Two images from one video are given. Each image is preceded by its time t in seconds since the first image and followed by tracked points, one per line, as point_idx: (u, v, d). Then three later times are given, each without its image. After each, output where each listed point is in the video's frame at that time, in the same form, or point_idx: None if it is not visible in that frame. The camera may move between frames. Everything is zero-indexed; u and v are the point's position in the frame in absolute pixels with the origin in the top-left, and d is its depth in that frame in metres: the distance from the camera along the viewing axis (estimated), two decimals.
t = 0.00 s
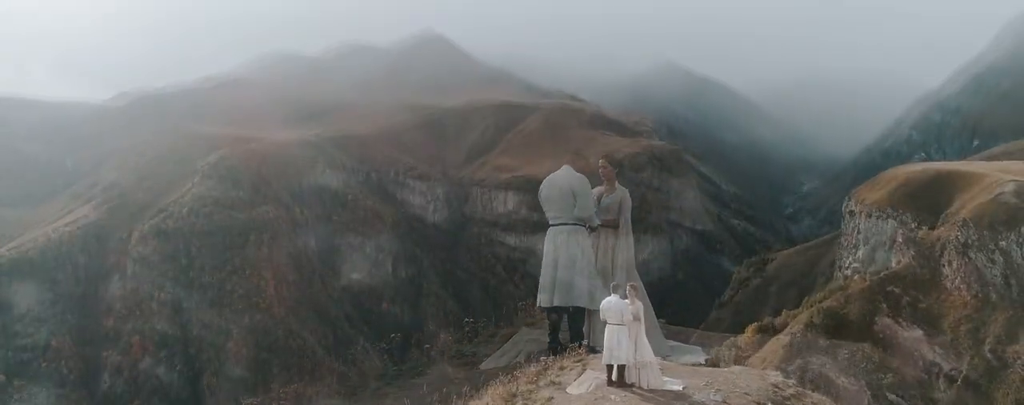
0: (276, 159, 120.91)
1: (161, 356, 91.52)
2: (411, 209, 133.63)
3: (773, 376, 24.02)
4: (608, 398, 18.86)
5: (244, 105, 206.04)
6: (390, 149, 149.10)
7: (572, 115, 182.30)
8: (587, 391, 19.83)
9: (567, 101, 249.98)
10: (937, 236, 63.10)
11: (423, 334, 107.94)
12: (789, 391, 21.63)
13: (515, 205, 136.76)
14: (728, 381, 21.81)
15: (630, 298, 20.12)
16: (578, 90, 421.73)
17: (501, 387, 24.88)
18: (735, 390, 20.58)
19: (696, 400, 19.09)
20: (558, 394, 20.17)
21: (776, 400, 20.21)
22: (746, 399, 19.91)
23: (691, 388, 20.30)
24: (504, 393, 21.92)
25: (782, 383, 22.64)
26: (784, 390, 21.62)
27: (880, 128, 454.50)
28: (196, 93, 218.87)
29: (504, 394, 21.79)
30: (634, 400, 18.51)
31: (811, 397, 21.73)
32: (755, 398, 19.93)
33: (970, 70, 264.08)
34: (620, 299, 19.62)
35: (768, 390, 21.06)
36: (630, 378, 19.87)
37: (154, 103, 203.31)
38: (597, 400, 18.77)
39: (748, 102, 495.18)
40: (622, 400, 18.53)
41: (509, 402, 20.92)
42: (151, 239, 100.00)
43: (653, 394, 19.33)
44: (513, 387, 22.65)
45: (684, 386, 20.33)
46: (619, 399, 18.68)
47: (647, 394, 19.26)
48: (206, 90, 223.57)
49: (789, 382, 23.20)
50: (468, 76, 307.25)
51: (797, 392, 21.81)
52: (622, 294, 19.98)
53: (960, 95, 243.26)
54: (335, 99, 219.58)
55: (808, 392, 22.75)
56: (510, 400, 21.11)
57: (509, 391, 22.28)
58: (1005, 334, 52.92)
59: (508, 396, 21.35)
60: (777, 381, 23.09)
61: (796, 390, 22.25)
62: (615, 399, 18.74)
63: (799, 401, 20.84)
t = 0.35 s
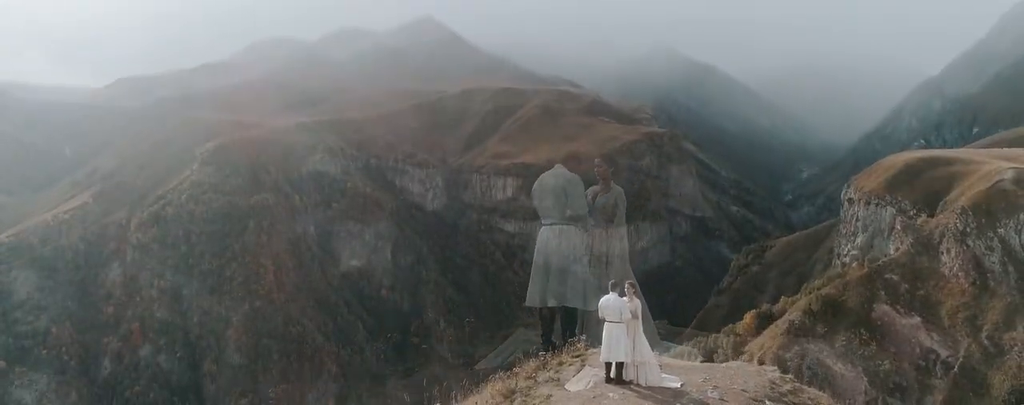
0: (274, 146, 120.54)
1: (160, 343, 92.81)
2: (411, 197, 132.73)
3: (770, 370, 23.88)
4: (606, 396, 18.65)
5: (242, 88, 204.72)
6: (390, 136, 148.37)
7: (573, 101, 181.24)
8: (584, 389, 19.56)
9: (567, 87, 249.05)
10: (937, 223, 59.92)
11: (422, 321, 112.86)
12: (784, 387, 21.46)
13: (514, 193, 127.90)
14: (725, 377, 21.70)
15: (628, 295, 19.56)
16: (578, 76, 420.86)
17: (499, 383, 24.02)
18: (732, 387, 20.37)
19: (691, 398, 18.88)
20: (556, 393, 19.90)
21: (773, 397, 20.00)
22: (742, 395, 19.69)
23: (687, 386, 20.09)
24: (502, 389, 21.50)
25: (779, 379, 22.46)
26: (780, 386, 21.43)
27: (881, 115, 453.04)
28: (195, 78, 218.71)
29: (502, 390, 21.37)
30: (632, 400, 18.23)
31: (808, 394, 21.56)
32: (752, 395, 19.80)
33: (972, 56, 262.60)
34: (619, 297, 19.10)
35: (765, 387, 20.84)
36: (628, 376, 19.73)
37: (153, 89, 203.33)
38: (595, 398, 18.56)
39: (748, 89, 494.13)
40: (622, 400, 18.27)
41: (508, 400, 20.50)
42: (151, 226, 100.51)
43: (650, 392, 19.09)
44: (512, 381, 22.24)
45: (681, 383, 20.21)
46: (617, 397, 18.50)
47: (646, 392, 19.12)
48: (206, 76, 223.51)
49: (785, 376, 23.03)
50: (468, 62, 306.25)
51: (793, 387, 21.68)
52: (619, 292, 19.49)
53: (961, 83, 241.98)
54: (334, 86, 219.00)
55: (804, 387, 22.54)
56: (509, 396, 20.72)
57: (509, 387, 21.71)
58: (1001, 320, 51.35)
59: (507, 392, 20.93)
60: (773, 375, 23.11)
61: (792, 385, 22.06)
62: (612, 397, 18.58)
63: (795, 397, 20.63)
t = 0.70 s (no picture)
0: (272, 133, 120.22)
1: (161, 330, 93.33)
2: (410, 185, 131.78)
3: (768, 365, 23.49)
4: (604, 394, 18.52)
5: (241, 76, 204.34)
6: (389, 123, 147.90)
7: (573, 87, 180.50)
8: (582, 387, 19.42)
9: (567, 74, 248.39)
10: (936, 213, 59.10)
11: (422, 307, 113.22)
12: (783, 382, 21.08)
13: (513, 180, 131.74)
14: (721, 372, 21.35)
15: (626, 293, 19.81)
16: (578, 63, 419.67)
17: (496, 378, 23.75)
18: (731, 383, 20.09)
19: (689, 396, 18.64)
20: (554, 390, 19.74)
21: (770, 393, 19.58)
22: (740, 391, 19.38)
23: (684, 383, 19.89)
24: (499, 384, 21.22)
25: (777, 373, 22.03)
26: (778, 381, 21.00)
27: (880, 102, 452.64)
28: (193, 64, 217.95)
29: (501, 386, 21.02)
30: (629, 398, 18.04)
31: (807, 389, 21.17)
32: (749, 392, 19.48)
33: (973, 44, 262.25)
34: (617, 294, 19.42)
35: (762, 383, 20.47)
36: (625, 373, 19.60)
37: (151, 76, 202.65)
38: (592, 396, 18.42)
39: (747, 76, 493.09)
40: (619, 397, 18.11)
41: (506, 396, 20.22)
42: (150, 214, 100.84)
43: (647, 389, 18.90)
44: (509, 376, 21.97)
45: (679, 380, 20.09)
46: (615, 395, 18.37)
47: (644, 388, 19.02)
48: (204, 63, 222.73)
49: (784, 372, 22.64)
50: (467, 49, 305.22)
51: (791, 382, 21.32)
52: (617, 289, 19.81)
53: (962, 70, 241.23)
54: (333, 73, 218.35)
55: (803, 381, 22.08)
56: (507, 393, 20.44)
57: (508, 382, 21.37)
58: (1000, 308, 49.97)
59: (504, 387, 20.65)
60: (772, 370, 22.74)
61: (791, 380, 21.68)
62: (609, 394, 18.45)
63: (793, 392, 20.12)
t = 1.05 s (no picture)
0: (271, 121, 119.96)
1: (161, 316, 93.55)
2: (410, 172, 131.89)
3: (764, 360, 23.52)
4: (600, 390, 18.57)
5: (240, 62, 203.81)
6: (388, 110, 147.49)
7: (573, 72, 179.56)
8: (579, 382, 19.47)
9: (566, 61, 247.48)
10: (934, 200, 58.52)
11: (422, 294, 113.33)
12: (778, 377, 21.09)
13: (513, 166, 131.85)
14: (716, 367, 21.35)
15: (622, 289, 19.82)
16: (577, 49, 418.35)
17: (493, 373, 23.60)
18: (726, 378, 20.13)
19: (684, 392, 18.62)
20: (551, 385, 19.68)
21: (764, 389, 19.62)
22: (734, 387, 19.41)
23: (680, 377, 19.95)
24: (496, 379, 21.02)
25: (772, 368, 22.07)
26: (773, 376, 21.02)
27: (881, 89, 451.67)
28: (191, 50, 217.32)
29: (498, 380, 20.75)
30: (626, 394, 18.05)
31: (802, 384, 21.16)
32: (744, 388, 19.46)
33: (974, 30, 261.40)
34: (614, 291, 19.35)
35: (757, 378, 20.49)
36: (621, 369, 19.64)
37: (149, 61, 201.87)
38: (588, 392, 18.47)
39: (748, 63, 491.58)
40: (615, 393, 18.12)
41: (503, 391, 20.01)
42: (149, 201, 101.28)
43: (643, 385, 18.91)
44: (506, 371, 21.77)
45: (675, 375, 20.06)
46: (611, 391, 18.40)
47: (640, 384, 19.05)
48: (202, 49, 222.04)
49: (778, 366, 22.69)
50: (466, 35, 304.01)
51: (786, 377, 21.31)
52: (613, 286, 19.79)
53: (963, 56, 240.07)
54: (332, 59, 217.55)
55: (798, 376, 22.12)
56: (503, 388, 20.21)
57: (504, 377, 21.18)
58: (997, 295, 49.04)
59: (501, 382, 20.42)
60: (766, 364, 22.76)
61: (785, 375, 21.71)
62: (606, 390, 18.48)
63: (788, 388, 20.15)
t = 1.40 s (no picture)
0: (269, 108, 119.71)
1: (161, 304, 93.57)
2: (409, 160, 132.22)
3: (759, 355, 23.47)
4: (596, 387, 18.62)
5: (238, 49, 203.04)
6: (387, 97, 147.17)
7: (572, 59, 178.94)
8: (576, 380, 19.55)
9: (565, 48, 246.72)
10: (933, 188, 58.48)
11: (421, 281, 113.56)
12: (774, 373, 21.05)
13: (512, 154, 131.51)
14: (712, 364, 21.28)
15: (619, 286, 19.81)
16: (576, 36, 416.75)
17: (490, 367, 23.82)
18: (722, 374, 20.07)
19: (679, 389, 18.61)
20: (548, 381, 19.83)
21: (760, 385, 19.55)
22: (730, 383, 19.35)
23: (677, 374, 19.92)
24: (493, 375, 21.22)
25: (767, 363, 22.02)
26: (769, 371, 20.99)
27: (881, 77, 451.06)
28: (189, 36, 216.46)
29: (495, 376, 20.97)
30: (621, 391, 18.06)
31: (798, 380, 21.09)
32: (740, 384, 19.39)
33: (975, 17, 260.82)
34: (611, 289, 19.44)
35: (753, 374, 20.41)
36: (618, 365, 19.67)
37: (147, 47, 200.99)
38: (584, 389, 18.53)
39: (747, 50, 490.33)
40: (610, 391, 18.17)
41: (500, 387, 20.19)
42: (148, 189, 101.32)
43: (639, 383, 18.89)
44: (503, 367, 21.95)
45: (671, 372, 20.03)
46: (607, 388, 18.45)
47: (636, 381, 19.06)
48: (199, 35, 221.10)
49: (774, 362, 22.62)
50: (465, 22, 302.68)
51: (782, 373, 21.27)
52: (610, 283, 19.87)
53: (963, 43, 239.89)
54: (330, 46, 216.68)
55: (793, 371, 22.08)
56: (500, 384, 20.41)
57: (501, 373, 21.38)
58: (994, 282, 49.02)
59: (498, 378, 20.62)
60: (762, 359, 22.70)
61: (781, 370, 21.66)
62: (602, 387, 18.51)
63: (783, 383, 20.16)
